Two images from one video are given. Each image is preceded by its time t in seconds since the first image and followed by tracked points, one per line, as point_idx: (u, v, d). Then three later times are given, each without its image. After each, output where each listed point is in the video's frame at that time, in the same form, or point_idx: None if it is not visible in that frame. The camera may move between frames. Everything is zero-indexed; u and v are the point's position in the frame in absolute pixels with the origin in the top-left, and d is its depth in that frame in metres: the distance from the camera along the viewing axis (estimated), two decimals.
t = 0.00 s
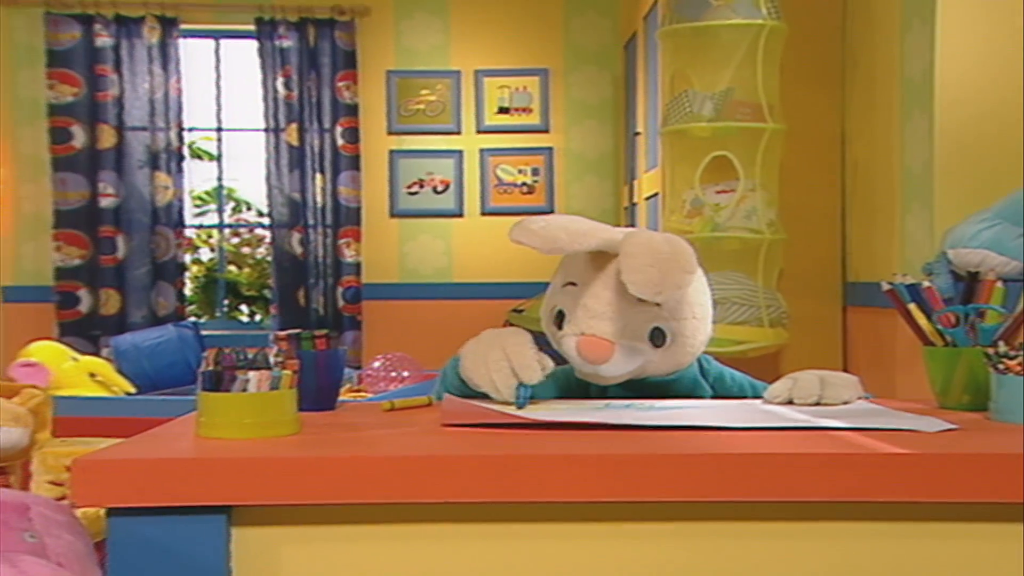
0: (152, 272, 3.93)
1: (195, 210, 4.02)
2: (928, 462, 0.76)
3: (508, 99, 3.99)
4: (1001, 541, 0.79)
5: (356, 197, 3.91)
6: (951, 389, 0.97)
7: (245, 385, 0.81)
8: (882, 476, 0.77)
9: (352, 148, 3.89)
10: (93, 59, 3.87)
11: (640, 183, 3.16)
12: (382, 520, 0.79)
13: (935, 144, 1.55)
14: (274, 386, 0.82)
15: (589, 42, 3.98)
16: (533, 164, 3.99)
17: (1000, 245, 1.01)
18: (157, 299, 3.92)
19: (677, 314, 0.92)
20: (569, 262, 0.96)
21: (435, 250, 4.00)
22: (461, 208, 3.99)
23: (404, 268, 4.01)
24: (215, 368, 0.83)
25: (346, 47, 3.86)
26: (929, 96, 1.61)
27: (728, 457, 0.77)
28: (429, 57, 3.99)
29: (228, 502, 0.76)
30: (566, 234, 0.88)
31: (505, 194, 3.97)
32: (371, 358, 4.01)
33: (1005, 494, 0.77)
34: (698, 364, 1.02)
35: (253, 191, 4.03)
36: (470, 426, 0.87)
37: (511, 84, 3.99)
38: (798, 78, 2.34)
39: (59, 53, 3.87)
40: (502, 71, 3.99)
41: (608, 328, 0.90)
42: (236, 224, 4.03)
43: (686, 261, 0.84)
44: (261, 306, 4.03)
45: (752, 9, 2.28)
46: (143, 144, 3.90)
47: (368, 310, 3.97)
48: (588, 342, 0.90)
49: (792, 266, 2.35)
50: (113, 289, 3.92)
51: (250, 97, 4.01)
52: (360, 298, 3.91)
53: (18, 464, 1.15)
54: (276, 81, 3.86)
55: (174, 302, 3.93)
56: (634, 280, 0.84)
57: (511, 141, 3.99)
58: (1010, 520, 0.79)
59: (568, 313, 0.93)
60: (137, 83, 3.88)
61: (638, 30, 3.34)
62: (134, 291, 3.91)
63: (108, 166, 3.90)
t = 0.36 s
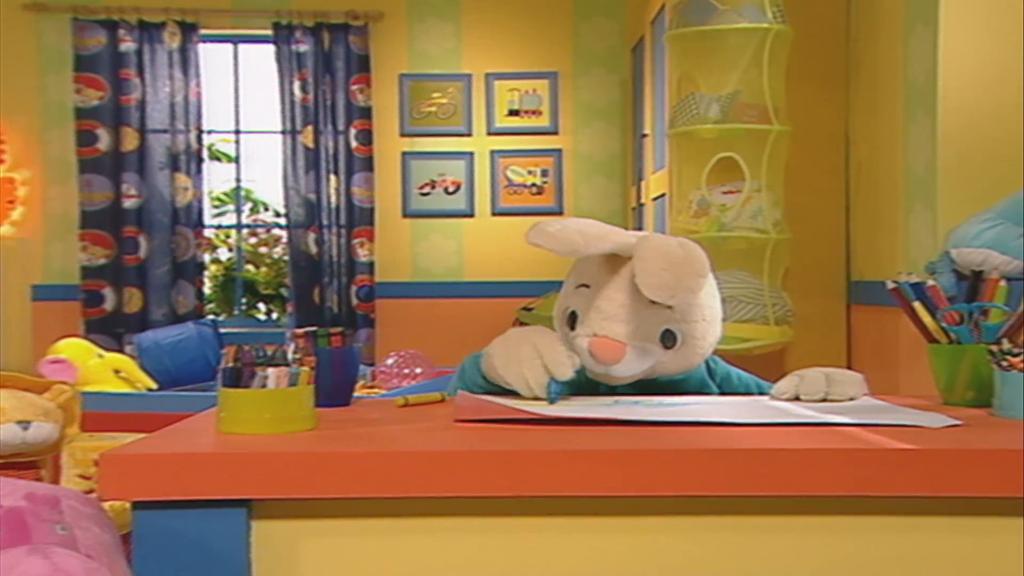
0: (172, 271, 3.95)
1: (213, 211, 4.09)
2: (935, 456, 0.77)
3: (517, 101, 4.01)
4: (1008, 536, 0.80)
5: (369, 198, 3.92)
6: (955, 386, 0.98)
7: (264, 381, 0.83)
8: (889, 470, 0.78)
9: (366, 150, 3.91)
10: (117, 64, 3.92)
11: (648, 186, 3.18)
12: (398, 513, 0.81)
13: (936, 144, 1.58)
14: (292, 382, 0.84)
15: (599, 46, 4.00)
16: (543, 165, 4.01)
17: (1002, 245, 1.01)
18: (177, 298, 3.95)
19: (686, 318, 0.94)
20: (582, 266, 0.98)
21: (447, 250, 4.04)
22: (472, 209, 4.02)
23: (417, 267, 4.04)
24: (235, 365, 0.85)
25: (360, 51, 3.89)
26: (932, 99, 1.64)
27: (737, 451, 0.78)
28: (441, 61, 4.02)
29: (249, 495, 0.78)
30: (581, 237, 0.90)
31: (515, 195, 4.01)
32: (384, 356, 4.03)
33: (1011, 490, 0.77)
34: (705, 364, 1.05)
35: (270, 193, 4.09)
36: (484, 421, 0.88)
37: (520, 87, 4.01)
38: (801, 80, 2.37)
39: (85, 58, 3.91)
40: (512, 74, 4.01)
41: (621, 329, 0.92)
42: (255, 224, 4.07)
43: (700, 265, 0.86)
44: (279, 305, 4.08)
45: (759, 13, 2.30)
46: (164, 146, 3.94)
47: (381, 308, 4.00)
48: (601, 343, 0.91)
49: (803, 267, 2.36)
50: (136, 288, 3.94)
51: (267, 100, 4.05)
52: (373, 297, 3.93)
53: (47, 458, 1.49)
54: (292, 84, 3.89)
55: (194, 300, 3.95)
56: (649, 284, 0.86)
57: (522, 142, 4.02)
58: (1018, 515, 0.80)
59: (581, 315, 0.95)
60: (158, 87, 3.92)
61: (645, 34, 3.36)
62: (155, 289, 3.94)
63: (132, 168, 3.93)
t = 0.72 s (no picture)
0: (194, 270, 3.97)
1: (234, 211, 4.11)
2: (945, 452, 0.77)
3: (529, 104, 4.03)
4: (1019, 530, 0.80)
5: (384, 198, 3.95)
6: (961, 383, 0.99)
7: (286, 377, 0.85)
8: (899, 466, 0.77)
9: (380, 151, 3.93)
10: (142, 68, 3.94)
11: (657, 186, 3.20)
12: (413, 506, 0.82)
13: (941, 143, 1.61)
14: (313, 377, 0.86)
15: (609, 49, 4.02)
16: (554, 166, 4.04)
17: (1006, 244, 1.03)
18: (198, 296, 3.97)
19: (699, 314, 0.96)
20: (596, 263, 0.99)
21: (460, 249, 4.06)
22: (485, 209, 4.05)
23: (430, 266, 4.06)
24: (257, 361, 0.87)
25: (375, 55, 3.92)
26: (938, 101, 1.66)
27: (746, 447, 0.78)
28: (456, 65, 4.04)
29: (270, 488, 0.80)
30: (593, 238, 0.92)
31: (526, 195, 4.04)
32: (399, 353, 4.06)
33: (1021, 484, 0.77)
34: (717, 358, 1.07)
35: (289, 193, 4.12)
36: (496, 416, 0.89)
37: (532, 89, 4.03)
38: (807, 83, 2.40)
39: (112, 63, 3.94)
40: (524, 77, 4.03)
41: (634, 326, 0.95)
42: (274, 224, 4.13)
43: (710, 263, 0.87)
44: (298, 302, 4.14)
45: (766, 17, 2.31)
46: (186, 148, 3.96)
47: (396, 307, 4.04)
48: (615, 340, 0.94)
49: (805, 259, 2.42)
50: (160, 286, 3.97)
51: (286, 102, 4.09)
52: (388, 295, 3.96)
53: (79, 451, 1.51)
54: (310, 87, 3.92)
55: (215, 298, 3.98)
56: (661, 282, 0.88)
57: (534, 144, 4.05)
58: None
59: (596, 312, 0.97)
60: (181, 90, 3.94)
61: (654, 37, 3.37)
62: (178, 287, 3.96)
63: (155, 169, 3.95)
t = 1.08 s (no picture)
0: (215, 268, 4.00)
1: (252, 211, 4.14)
2: (951, 446, 0.77)
3: (540, 105, 4.06)
4: None
5: (399, 198, 3.98)
6: (967, 377, 1.02)
7: (305, 372, 0.87)
8: (905, 459, 0.77)
9: (395, 152, 3.97)
10: (165, 71, 3.96)
11: (665, 186, 3.22)
12: (427, 499, 0.83)
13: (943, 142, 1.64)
14: (330, 373, 0.88)
15: (618, 52, 4.04)
16: (564, 167, 4.07)
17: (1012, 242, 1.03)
18: (219, 293, 4.00)
19: (697, 302, 0.98)
20: (599, 255, 1.03)
21: (472, 248, 4.09)
22: (497, 208, 4.08)
23: (443, 263, 4.09)
24: (278, 357, 0.89)
25: (390, 59, 3.96)
26: (940, 103, 1.69)
27: (753, 440, 0.78)
28: (468, 67, 4.06)
29: (290, 481, 0.81)
30: (593, 216, 0.95)
31: (538, 195, 4.07)
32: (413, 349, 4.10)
33: None
34: (724, 354, 1.09)
35: (308, 194, 4.14)
36: (510, 411, 0.91)
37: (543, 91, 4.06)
38: (811, 86, 2.45)
39: (137, 66, 3.96)
40: (535, 79, 4.05)
41: (635, 313, 0.96)
42: (292, 223, 4.14)
43: (706, 242, 0.89)
44: (315, 300, 4.14)
45: (773, 20, 2.33)
46: (207, 149, 3.99)
47: (409, 304, 4.07)
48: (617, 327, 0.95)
49: (819, 258, 2.44)
50: (182, 283, 4.00)
51: (303, 103, 4.11)
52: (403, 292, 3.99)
53: (110, 443, 1.43)
54: (326, 90, 3.95)
55: (235, 296, 4.02)
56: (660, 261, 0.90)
57: (547, 145, 4.07)
58: None
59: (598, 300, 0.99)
60: (202, 93, 3.97)
61: (662, 39, 3.40)
62: (199, 286, 3.98)
63: (177, 170, 3.98)
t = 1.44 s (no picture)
0: (233, 265, 4.02)
1: (269, 210, 4.17)
2: (959, 439, 0.78)
3: (549, 105, 4.08)
4: None
5: (412, 197, 4.00)
6: (972, 371, 1.00)
7: (323, 366, 0.89)
8: (915, 451, 0.78)
9: (408, 152, 3.97)
10: (185, 73, 3.97)
11: (672, 185, 3.24)
12: (442, 491, 0.83)
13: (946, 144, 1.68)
14: (346, 367, 0.90)
15: (626, 53, 4.06)
16: (573, 166, 4.08)
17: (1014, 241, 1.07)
18: (237, 290, 4.02)
19: (721, 285, 0.98)
20: (625, 237, 1.03)
21: (483, 246, 4.12)
22: (507, 206, 4.11)
23: (455, 261, 4.12)
24: (296, 351, 0.91)
25: (403, 60, 3.96)
26: (944, 104, 1.72)
27: (765, 433, 0.79)
28: (480, 69, 4.08)
29: (308, 473, 0.82)
30: (629, 189, 0.94)
31: (547, 194, 4.09)
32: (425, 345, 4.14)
33: None
34: (732, 349, 1.11)
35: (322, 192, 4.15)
36: (522, 404, 0.91)
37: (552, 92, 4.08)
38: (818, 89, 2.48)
39: (158, 68, 3.97)
40: (545, 80, 4.07)
41: (658, 291, 0.97)
42: (308, 222, 4.16)
43: (740, 218, 0.90)
44: (330, 296, 4.15)
45: (779, 22, 2.36)
46: (227, 150, 4.00)
47: (422, 300, 4.11)
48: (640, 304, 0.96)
49: (823, 257, 2.47)
50: (201, 281, 4.01)
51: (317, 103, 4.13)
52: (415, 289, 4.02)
53: (133, 437, 1.50)
54: (341, 91, 3.97)
55: (253, 292, 4.03)
56: (694, 236, 0.90)
57: (556, 145, 4.09)
58: None
59: (622, 280, 1.00)
60: (221, 94, 3.99)
61: (670, 42, 3.42)
62: (218, 283, 4.01)
63: (196, 169, 4.00)
